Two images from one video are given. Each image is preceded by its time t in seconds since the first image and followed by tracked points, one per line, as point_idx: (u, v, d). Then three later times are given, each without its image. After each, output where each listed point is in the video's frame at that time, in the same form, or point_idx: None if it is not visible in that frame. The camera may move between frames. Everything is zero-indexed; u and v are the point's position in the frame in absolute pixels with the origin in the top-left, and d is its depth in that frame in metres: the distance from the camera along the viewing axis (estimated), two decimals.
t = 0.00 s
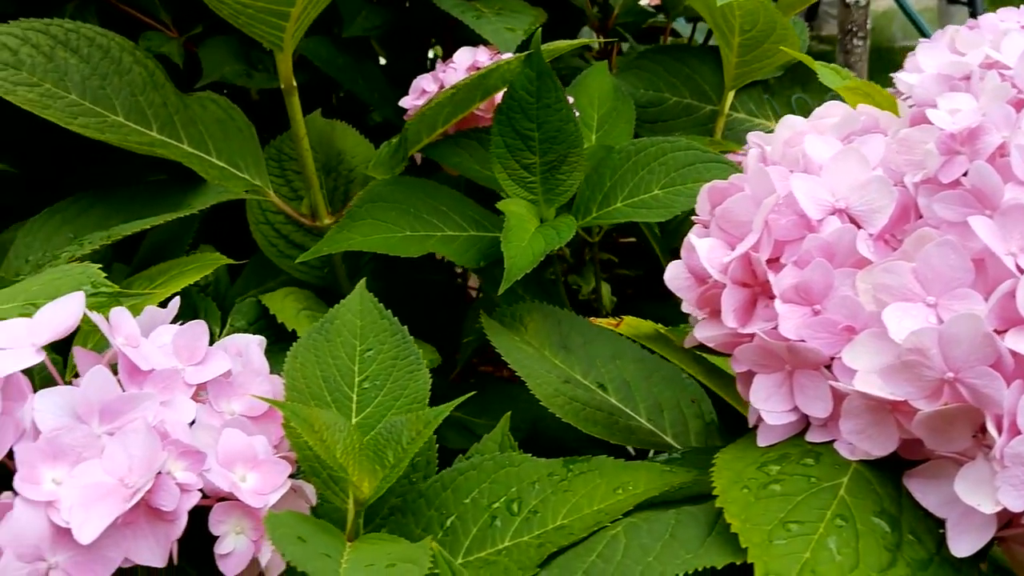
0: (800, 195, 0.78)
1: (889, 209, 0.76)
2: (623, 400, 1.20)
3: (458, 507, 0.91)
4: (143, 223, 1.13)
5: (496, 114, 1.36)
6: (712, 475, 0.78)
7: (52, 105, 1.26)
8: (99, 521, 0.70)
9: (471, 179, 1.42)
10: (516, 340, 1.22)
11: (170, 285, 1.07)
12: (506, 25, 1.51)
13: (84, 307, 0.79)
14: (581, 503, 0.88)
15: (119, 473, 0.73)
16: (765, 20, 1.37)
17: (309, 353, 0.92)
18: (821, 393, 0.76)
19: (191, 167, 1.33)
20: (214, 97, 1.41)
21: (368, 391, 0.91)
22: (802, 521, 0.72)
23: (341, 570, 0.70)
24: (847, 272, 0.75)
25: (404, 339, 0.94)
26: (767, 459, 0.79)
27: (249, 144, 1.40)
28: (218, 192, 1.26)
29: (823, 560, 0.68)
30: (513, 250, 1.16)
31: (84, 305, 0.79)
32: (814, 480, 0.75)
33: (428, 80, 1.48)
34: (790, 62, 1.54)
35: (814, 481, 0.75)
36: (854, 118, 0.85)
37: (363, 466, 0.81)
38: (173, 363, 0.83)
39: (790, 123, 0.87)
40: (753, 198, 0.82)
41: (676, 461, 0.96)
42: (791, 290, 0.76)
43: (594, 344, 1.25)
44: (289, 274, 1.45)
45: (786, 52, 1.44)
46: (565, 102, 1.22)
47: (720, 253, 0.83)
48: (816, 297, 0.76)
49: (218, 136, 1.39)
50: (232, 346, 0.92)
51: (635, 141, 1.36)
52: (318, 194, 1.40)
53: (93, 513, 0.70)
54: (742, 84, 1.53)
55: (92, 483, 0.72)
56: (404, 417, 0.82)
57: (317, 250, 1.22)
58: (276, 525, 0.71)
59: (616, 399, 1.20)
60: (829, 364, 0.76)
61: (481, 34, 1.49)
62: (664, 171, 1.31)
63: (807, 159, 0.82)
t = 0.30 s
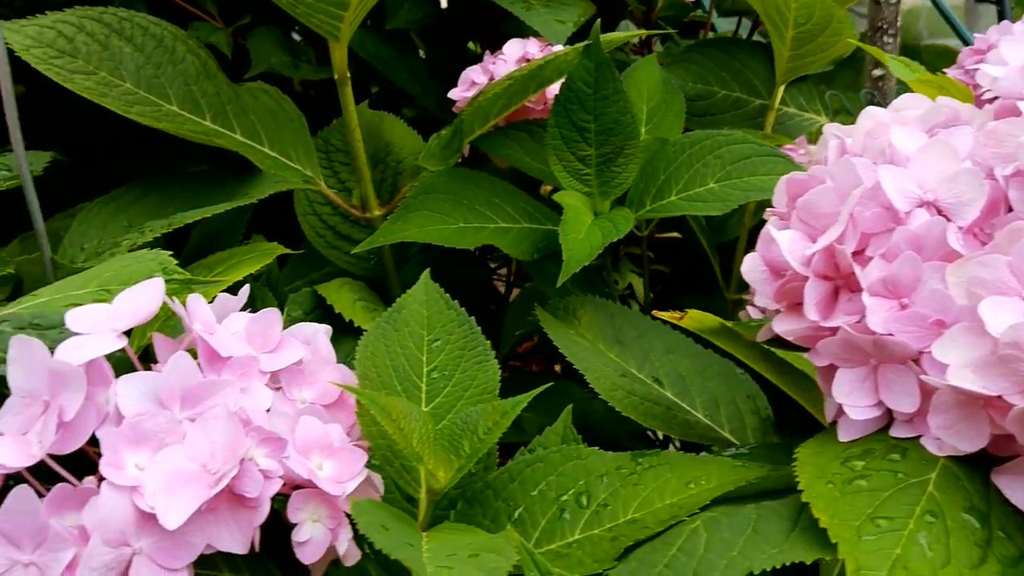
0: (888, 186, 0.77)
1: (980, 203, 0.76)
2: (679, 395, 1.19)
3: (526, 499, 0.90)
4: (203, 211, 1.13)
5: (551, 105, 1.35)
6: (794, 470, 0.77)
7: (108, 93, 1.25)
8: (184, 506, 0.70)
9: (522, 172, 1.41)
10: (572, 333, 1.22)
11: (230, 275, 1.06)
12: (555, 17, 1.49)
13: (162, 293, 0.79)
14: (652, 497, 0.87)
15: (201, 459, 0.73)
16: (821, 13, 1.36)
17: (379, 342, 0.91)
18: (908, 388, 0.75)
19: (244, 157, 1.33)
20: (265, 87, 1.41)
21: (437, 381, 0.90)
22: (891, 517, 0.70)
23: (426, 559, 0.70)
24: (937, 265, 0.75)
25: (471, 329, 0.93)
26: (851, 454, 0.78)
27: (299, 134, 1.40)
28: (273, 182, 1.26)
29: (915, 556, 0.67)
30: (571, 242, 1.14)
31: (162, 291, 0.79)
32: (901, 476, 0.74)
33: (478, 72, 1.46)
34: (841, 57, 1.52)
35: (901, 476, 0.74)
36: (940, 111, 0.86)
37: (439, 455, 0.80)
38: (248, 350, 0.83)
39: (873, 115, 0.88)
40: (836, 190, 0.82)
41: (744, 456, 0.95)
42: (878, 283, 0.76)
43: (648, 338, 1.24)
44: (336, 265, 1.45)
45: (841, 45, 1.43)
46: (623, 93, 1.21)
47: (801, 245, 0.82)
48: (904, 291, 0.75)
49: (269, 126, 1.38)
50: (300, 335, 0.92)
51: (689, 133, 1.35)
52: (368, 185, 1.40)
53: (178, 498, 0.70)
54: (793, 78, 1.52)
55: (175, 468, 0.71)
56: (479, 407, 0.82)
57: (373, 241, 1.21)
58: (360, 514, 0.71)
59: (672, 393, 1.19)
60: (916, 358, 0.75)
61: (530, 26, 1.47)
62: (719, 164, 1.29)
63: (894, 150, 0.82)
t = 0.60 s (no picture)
0: (967, 176, 0.78)
1: None
2: (729, 390, 1.18)
3: (586, 491, 0.89)
4: (254, 200, 1.13)
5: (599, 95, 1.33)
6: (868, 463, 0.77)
7: (156, 82, 1.25)
8: (258, 492, 0.69)
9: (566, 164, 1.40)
10: (622, 326, 1.21)
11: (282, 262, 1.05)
12: (598, 8, 1.47)
13: (230, 279, 0.79)
14: (715, 491, 0.86)
15: (272, 446, 0.72)
16: (870, 6, 1.34)
17: (439, 331, 0.90)
18: (985, 381, 0.75)
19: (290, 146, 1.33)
20: (308, 77, 1.41)
21: (497, 371, 0.89)
22: (970, 511, 0.69)
23: (500, 549, 0.69)
24: (1016, 257, 0.75)
25: (531, 320, 0.92)
26: (925, 448, 0.77)
27: (343, 125, 1.39)
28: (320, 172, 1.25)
29: (996, 551, 0.66)
30: (622, 233, 1.13)
31: (230, 277, 0.79)
32: (979, 470, 0.73)
33: (522, 62, 1.44)
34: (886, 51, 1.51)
35: (979, 471, 0.73)
36: (1016, 100, 0.87)
37: (505, 445, 0.79)
38: (312, 337, 0.83)
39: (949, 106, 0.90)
40: (910, 182, 0.82)
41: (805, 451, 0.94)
42: (957, 275, 0.76)
43: (696, 333, 1.23)
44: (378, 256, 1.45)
45: (890, 39, 1.41)
46: (674, 85, 1.20)
47: (874, 236, 0.82)
48: (982, 283, 0.76)
49: (313, 116, 1.38)
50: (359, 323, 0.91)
51: (736, 126, 1.34)
52: (412, 177, 1.39)
53: (251, 484, 0.70)
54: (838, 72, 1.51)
55: (248, 454, 0.71)
56: (545, 397, 0.81)
57: (421, 232, 1.19)
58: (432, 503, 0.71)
59: (722, 388, 1.18)
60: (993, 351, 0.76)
61: (574, 16, 1.45)
62: (768, 157, 1.28)
63: (972, 141, 0.83)
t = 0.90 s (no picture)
0: None
1: None
2: (777, 386, 1.17)
3: (644, 486, 0.88)
4: (304, 191, 1.13)
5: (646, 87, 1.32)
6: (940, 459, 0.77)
7: (203, 72, 1.25)
8: (327, 482, 0.69)
9: (610, 157, 1.39)
10: (669, 320, 1.20)
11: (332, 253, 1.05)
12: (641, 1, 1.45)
13: (295, 268, 0.79)
14: (777, 486, 0.85)
15: (340, 435, 0.72)
16: None
17: (497, 323, 0.89)
18: None
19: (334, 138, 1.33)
20: (350, 69, 1.40)
21: (555, 364, 0.88)
22: None
23: (570, 542, 0.68)
24: None
25: (589, 312, 0.91)
26: (997, 446, 0.78)
27: (385, 117, 1.38)
28: (366, 164, 1.25)
29: None
30: (672, 227, 1.12)
31: (296, 266, 0.79)
32: None
33: (564, 55, 1.43)
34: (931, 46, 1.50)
35: None
36: None
37: (568, 438, 0.78)
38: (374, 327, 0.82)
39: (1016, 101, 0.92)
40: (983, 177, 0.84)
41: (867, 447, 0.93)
42: None
43: (743, 328, 1.21)
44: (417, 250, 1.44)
45: (937, 32, 1.40)
46: (724, 78, 1.18)
47: (945, 230, 0.85)
48: None
49: (355, 108, 1.37)
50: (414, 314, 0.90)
51: (783, 120, 1.33)
52: (454, 170, 1.38)
53: (320, 473, 0.69)
54: (882, 66, 1.50)
55: (316, 444, 0.71)
56: (609, 390, 0.80)
57: (466, 225, 1.18)
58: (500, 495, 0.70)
59: (771, 383, 1.17)
60: None
61: (617, 8, 1.44)
62: (815, 152, 1.27)
63: None
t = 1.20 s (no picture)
0: None
1: None
2: (828, 378, 1.16)
3: (704, 476, 0.87)
4: (355, 178, 1.13)
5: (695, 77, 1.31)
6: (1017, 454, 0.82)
7: (250, 59, 1.24)
8: (398, 465, 0.69)
9: (656, 146, 1.37)
10: (718, 312, 1.19)
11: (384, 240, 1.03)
12: None
13: (360, 251, 0.78)
14: (841, 478, 0.85)
15: (408, 419, 0.72)
16: None
17: (557, 310, 0.88)
18: None
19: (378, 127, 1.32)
20: (394, 57, 1.39)
21: (616, 352, 0.86)
22: None
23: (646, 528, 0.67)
24: None
25: (650, 300, 0.90)
26: None
27: (428, 106, 1.38)
28: (414, 152, 1.24)
29: None
30: (724, 217, 1.11)
31: (362, 249, 0.78)
32: None
33: (607, 44, 1.42)
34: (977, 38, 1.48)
35: None
36: None
37: (635, 425, 0.76)
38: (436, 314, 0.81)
39: None
40: None
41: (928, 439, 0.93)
42: None
43: (792, 321, 1.20)
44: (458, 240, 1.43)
45: (986, 24, 1.39)
46: (776, 66, 1.17)
47: (1018, 218, 0.86)
48: None
49: (398, 96, 1.36)
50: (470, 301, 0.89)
51: (833, 111, 1.32)
52: (497, 159, 1.37)
53: (391, 457, 0.69)
54: (928, 58, 1.48)
55: (385, 427, 0.71)
56: (677, 378, 0.77)
57: (514, 214, 1.17)
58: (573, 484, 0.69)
59: (821, 376, 1.16)
60: None
61: None
62: (866, 143, 1.25)
63: None
